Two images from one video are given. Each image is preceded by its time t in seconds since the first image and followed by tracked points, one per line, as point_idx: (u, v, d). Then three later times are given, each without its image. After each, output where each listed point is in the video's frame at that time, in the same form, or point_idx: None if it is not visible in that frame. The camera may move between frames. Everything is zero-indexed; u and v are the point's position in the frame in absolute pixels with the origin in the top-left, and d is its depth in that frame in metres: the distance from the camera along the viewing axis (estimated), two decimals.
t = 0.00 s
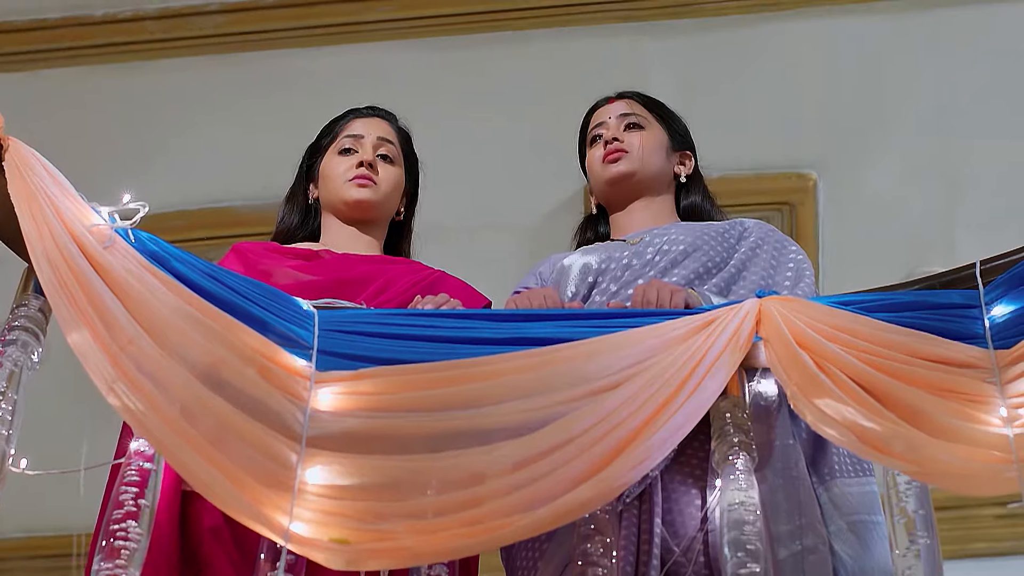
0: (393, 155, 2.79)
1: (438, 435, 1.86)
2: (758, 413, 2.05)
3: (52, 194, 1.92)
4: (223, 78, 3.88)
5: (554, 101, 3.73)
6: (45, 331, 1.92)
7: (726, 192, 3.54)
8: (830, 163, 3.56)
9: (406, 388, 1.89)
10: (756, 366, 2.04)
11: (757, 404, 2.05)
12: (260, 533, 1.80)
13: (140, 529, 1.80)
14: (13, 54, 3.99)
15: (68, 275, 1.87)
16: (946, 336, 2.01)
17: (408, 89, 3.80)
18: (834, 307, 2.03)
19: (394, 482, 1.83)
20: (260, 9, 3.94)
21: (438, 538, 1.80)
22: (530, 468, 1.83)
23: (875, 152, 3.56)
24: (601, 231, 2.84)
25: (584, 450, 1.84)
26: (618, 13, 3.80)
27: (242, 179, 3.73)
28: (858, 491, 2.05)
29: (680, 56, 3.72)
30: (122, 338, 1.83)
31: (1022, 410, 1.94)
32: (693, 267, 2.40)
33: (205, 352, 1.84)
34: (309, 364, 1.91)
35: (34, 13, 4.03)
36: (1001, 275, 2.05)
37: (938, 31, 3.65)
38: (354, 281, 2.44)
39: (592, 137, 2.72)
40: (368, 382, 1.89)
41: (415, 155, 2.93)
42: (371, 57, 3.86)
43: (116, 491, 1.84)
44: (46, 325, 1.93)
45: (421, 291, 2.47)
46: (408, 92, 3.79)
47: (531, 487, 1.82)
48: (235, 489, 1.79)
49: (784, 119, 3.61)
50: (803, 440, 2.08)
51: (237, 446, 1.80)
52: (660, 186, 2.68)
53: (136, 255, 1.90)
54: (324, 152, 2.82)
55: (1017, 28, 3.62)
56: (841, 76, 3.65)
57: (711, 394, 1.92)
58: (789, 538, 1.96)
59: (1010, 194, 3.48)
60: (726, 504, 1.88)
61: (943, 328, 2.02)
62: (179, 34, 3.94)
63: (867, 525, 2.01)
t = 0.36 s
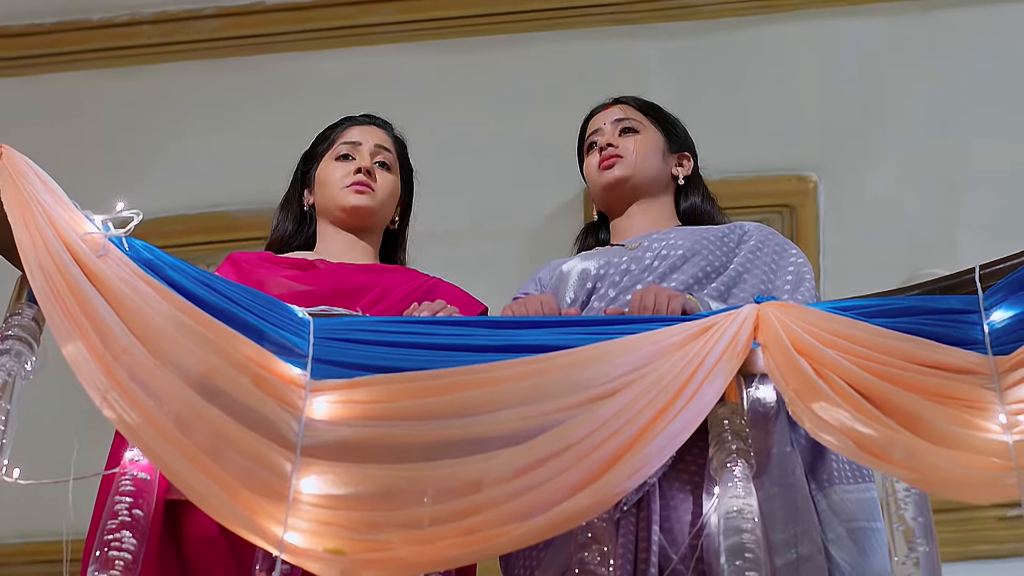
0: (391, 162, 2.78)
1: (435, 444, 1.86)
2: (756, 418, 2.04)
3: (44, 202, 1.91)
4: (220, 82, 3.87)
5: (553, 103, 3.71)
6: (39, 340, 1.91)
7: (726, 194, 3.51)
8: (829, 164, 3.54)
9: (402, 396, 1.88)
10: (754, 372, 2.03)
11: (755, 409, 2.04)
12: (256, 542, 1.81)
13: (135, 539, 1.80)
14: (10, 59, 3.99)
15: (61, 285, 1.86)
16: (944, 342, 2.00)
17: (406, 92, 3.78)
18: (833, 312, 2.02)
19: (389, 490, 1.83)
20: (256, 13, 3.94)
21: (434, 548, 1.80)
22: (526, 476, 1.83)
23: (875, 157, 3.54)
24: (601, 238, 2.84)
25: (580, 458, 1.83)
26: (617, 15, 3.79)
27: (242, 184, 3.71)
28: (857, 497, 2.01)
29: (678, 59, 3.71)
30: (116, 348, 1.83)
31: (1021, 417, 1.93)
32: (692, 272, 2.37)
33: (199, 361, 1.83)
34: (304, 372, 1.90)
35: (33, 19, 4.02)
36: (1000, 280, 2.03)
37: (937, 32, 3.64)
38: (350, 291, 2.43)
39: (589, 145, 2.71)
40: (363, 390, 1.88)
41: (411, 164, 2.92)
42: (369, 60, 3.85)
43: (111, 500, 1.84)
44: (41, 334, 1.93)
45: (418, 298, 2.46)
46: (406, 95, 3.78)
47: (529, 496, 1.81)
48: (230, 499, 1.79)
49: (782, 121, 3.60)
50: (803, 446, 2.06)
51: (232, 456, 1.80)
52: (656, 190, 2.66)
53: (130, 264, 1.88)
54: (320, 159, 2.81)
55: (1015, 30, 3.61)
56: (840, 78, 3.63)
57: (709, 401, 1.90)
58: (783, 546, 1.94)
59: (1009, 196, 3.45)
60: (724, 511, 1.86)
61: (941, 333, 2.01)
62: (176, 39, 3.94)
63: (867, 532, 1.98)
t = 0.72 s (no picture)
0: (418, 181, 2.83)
1: (437, 450, 1.85)
2: (761, 422, 2.02)
3: (44, 208, 1.91)
4: (223, 84, 3.86)
5: (556, 104, 3.70)
6: (40, 346, 1.91)
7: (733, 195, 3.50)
8: (834, 165, 3.52)
9: (405, 402, 1.87)
10: (759, 375, 2.02)
11: (761, 413, 2.03)
12: (256, 550, 1.79)
13: (136, 546, 1.79)
14: (13, 63, 3.97)
15: (61, 289, 1.85)
16: (950, 344, 1.99)
17: (409, 93, 3.77)
18: (837, 315, 2.01)
19: (390, 497, 1.82)
20: (260, 15, 3.93)
21: (437, 554, 1.78)
22: (529, 482, 1.81)
23: (880, 158, 3.52)
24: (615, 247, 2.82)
25: (584, 463, 1.82)
26: (620, 16, 3.77)
27: (246, 187, 3.70)
28: (863, 503, 1.99)
29: (683, 59, 3.69)
30: (116, 353, 1.82)
31: None
32: (698, 274, 2.35)
33: (200, 366, 1.83)
34: (305, 378, 1.90)
35: (35, 22, 4.01)
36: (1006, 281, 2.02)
37: (941, 31, 3.63)
38: (352, 297, 2.44)
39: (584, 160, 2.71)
40: (365, 396, 1.88)
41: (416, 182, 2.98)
42: (372, 61, 3.84)
43: (112, 507, 1.83)
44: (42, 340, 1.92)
45: (421, 302, 2.46)
46: (409, 97, 3.77)
47: (533, 501, 1.80)
48: (230, 505, 1.78)
49: (788, 122, 3.58)
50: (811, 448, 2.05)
51: (233, 462, 1.79)
52: (650, 189, 2.64)
53: (130, 269, 1.89)
54: (350, 160, 2.82)
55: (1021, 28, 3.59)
56: (845, 77, 3.62)
57: (714, 405, 1.89)
58: (787, 552, 1.92)
59: (1015, 195, 3.43)
60: (729, 515, 1.85)
61: (947, 335, 1.99)
62: (179, 41, 3.92)
63: (874, 539, 1.95)
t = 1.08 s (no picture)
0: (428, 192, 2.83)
1: (441, 450, 1.83)
2: (768, 420, 2.01)
3: (45, 208, 1.90)
4: (227, 84, 3.84)
5: (561, 103, 3.67)
6: (41, 347, 1.90)
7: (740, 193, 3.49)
8: (842, 163, 3.50)
9: (407, 402, 1.85)
10: (766, 374, 2.01)
11: (768, 412, 2.01)
12: (260, 552, 1.79)
13: (139, 549, 1.77)
14: (17, 63, 3.97)
15: (62, 290, 1.84)
16: (958, 343, 1.97)
17: (414, 92, 3.75)
18: (845, 313, 1.99)
19: (395, 498, 1.80)
20: (265, 14, 3.91)
21: (443, 556, 1.78)
22: (535, 483, 1.80)
23: (887, 155, 3.50)
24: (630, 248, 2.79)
25: (589, 463, 1.81)
26: (626, 14, 3.75)
27: (250, 186, 3.68)
28: (875, 496, 1.97)
29: (689, 56, 3.67)
30: (117, 354, 1.82)
31: None
32: (705, 270, 2.33)
33: (202, 368, 1.82)
34: (309, 378, 1.88)
35: (39, 21, 4.00)
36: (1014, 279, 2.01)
37: (949, 28, 3.61)
38: (356, 296, 2.43)
39: (592, 159, 2.70)
40: (369, 396, 1.86)
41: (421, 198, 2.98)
42: (377, 60, 3.82)
43: (115, 509, 1.82)
44: (43, 341, 1.91)
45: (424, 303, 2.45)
46: (414, 96, 3.75)
47: (538, 502, 1.79)
48: (234, 508, 1.77)
49: (794, 119, 3.56)
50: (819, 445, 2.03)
51: (236, 464, 1.78)
52: (659, 187, 2.63)
53: (133, 269, 1.88)
54: (364, 163, 2.81)
55: None
56: (851, 73, 3.59)
57: (721, 404, 1.87)
58: (796, 552, 1.90)
59: None
60: (736, 515, 1.83)
61: (955, 333, 1.97)
62: (183, 41, 3.91)
63: (884, 533, 1.94)
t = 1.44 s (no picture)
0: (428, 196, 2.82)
1: (439, 453, 1.82)
2: (769, 421, 1.99)
3: (40, 210, 1.89)
4: (226, 83, 3.83)
5: (562, 102, 3.66)
6: (36, 350, 1.89)
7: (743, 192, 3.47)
8: (845, 161, 3.48)
9: (405, 404, 1.85)
10: (767, 374, 1.99)
11: (769, 413, 1.99)
12: (256, 556, 1.78)
13: (135, 553, 1.77)
14: (16, 62, 3.95)
15: (57, 292, 1.84)
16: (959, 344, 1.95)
17: (414, 91, 3.74)
18: (847, 313, 1.98)
19: (392, 501, 1.79)
20: (264, 13, 3.90)
21: (440, 560, 1.77)
22: (533, 486, 1.79)
23: (889, 153, 3.48)
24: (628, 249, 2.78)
25: (588, 465, 1.80)
26: (628, 12, 3.73)
27: (250, 186, 3.67)
28: (876, 497, 1.95)
29: (690, 54, 3.65)
30: (113, 357, 1.81)
31: None
32: (706, 271, 2.31)
33: (198, 370, 1.81)
34: (305, 380, 1.87)
35: (38, 21, 3.99)
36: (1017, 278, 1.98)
37: (951, 26, 3.59)
38: (356, 297, 2.41)
39: (595, 156, 2.68)
40: (367, 398, 1.85)
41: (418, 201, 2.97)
42: (376, 60, 3.80)
43: (110, 513, 1.81)
44: (38, 344, 1.90)
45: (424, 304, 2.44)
46: (414, 95, 3.73)
47: (537, 506, 1.77)
48: (229, 512, 1.76)
49: (796, 117, 3.54)
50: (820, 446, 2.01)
51: (233, 468, 1.77)
52: (664, 188, 2.61)
53: (127, 271, 1.87)
54: (366, 163, 2.80)
55: None
56: (852, 72, 3.57)
57: (721, 405, 1.86)
58: (796, 552, 1.89)
59: None
60: (736, 517, 1.81)
61: (957, 334, 1.96)
62: (182, 40, 3.89)
63: (886, 533, 1.92)
